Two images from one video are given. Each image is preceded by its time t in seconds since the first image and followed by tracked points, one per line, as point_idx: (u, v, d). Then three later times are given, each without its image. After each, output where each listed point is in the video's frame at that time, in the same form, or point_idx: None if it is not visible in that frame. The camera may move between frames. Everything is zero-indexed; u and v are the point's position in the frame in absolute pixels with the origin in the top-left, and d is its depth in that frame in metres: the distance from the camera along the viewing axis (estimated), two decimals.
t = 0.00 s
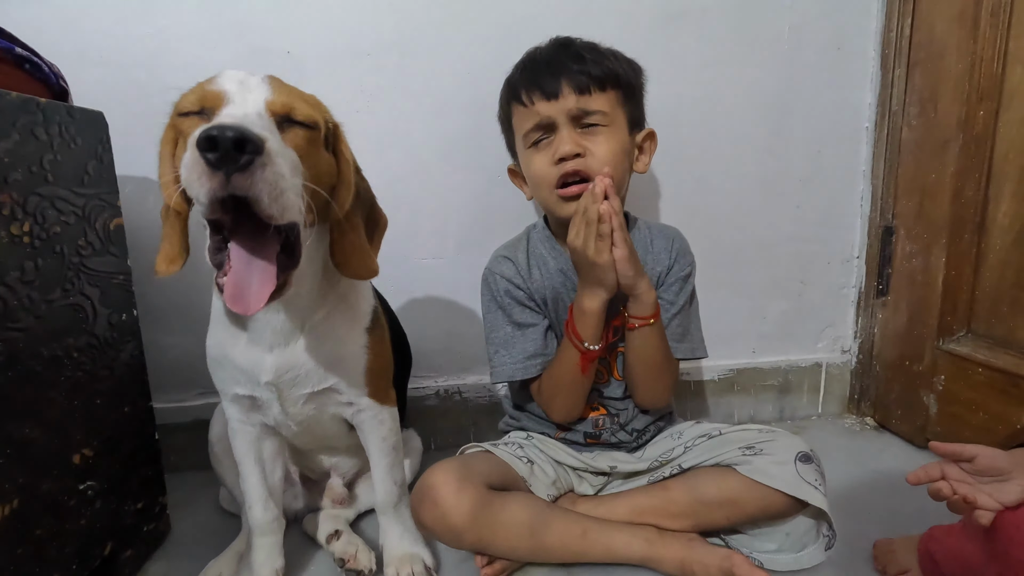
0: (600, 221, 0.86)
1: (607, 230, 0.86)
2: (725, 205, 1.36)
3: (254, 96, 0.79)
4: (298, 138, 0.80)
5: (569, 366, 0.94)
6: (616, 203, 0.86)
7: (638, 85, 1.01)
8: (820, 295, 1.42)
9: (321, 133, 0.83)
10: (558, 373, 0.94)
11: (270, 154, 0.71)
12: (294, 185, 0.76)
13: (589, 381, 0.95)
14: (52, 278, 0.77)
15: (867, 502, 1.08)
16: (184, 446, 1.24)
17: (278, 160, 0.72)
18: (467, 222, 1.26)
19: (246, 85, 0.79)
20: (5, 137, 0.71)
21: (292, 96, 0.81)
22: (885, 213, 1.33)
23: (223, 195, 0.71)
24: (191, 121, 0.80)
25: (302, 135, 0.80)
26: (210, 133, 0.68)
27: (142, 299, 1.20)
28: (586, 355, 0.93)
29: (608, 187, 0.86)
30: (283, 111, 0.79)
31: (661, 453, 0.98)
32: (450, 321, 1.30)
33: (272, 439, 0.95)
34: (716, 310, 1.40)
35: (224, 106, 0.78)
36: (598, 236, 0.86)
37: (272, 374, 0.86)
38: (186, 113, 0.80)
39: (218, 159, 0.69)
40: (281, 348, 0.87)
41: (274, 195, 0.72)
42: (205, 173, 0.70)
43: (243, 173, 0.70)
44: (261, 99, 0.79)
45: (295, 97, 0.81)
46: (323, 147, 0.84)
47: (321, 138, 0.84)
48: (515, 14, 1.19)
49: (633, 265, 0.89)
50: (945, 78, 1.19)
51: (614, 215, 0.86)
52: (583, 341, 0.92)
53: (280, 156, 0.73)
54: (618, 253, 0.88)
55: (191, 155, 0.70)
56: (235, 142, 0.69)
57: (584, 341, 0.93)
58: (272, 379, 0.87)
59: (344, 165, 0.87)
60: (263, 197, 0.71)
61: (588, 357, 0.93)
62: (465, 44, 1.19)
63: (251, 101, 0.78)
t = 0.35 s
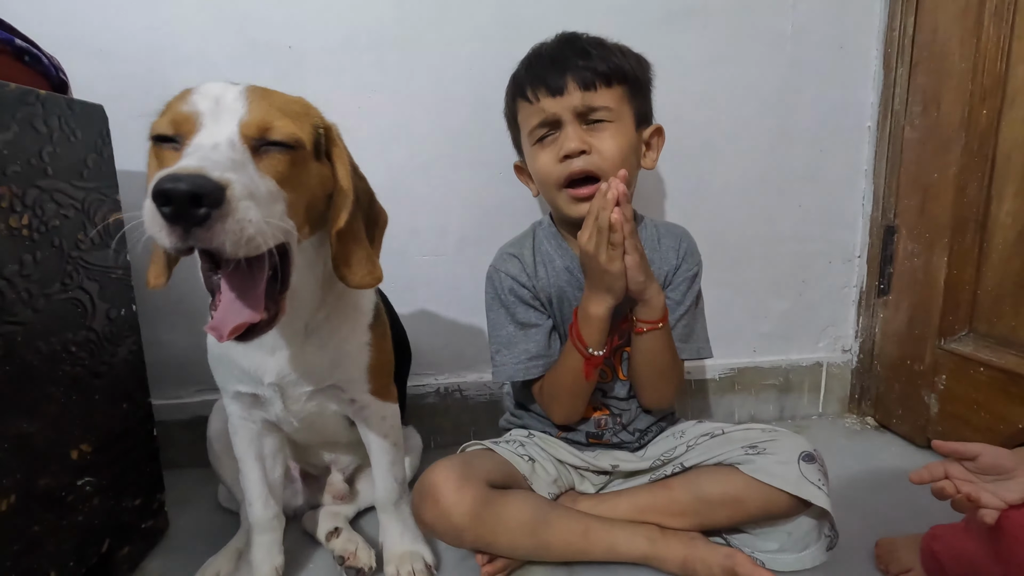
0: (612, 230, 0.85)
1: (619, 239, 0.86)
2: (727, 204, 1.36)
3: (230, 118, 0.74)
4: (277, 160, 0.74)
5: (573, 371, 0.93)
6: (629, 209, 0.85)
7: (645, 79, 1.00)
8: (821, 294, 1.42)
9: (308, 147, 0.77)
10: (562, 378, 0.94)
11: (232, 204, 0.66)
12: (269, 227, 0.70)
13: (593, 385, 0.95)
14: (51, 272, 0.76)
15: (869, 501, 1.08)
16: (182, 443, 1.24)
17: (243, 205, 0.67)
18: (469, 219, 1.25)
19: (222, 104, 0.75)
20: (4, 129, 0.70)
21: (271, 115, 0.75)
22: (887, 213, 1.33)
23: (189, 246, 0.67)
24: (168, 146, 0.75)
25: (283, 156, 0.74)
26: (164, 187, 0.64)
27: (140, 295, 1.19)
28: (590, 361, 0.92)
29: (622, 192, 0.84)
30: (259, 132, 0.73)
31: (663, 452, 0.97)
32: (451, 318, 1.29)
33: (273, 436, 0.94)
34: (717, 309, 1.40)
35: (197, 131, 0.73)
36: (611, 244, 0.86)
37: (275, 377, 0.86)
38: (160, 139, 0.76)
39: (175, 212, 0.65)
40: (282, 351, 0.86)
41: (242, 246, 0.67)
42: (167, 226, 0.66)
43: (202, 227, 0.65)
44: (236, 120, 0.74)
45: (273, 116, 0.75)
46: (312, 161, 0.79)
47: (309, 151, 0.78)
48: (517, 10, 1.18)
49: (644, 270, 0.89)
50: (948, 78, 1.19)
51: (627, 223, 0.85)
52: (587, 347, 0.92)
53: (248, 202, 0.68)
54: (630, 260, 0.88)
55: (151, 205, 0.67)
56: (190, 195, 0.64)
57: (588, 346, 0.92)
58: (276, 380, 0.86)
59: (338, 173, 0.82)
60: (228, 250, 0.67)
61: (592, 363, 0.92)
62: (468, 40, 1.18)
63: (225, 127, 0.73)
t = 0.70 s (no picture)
0: (599, 214, 0.84)
1: (605, 223, 0.84)
2: (719, 199, 1.34)
3: (153, 143, 0.66)
4: (214, 188, 0.67)
5: (558, 358, 0.92)
6: (614, 193, 0.83)
7: (640, 64, 0.98)
8: (814, 291, 1.40)
9: (253, 162, 0.70)
10: (546, 366, 0.92)
11: (142, 258, 0.61)
12: (196, 262, 0.65)
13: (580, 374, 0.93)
14: (19, 264, 0.74)
15: (862, 500, 1.06)
16: (163, 442, 1.21)
17: (157, 253, 0.62)
18: (457, 214, 1.23)
19: (147, 125, 0.67)
20: None
21: (201, 135, 0.67)
22: (880, 209, 1.32)
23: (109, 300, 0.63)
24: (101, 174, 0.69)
25: (220, 180, 0.67)
26: (59, 250, 0.58)
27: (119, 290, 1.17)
28: (577, 348, 0.91)
29: (608, 176, 0.82)
30: (187, 161, 0.66)
31: (654, 451, 0.95)
32: (438, 315, 1.27)
33: (252, 435, 0.92)
34: (709, 306, 1.38)
35: (121, 161, 0.66)
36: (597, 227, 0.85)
37: (254, 377, 0.84)
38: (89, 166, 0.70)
39: (79, 274, 0.60)
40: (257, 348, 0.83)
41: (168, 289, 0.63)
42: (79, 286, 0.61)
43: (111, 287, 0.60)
44: (161, 145, 0.66)
45: (203, 139, 0.67)
46: (262, 174, 0.72)
47: (256, 166, 0.71)
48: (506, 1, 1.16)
49: (631, 256, 0.88)
50: (942, 72, 1.18)
51: (613, 207, 0.84)
52: (574, 334, 0.90)
53: (163, 246, 0.62)
54: (617, 245, 0.86)
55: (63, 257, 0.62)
56: (89, 257, 0.58)
57: (575, 333, 0.91)
58: (255, 381, 0.84)
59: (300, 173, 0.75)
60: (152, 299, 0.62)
61: (578, 349, 0.91)
62: (455, 31, 1.16)
63: (148, 159, 0.66)
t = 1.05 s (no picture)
0: (625, 183, 0.82)
1: (631, 192, 0.82)
2: (736, 193, 1.31)
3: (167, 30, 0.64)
4: (226, 80, 0.65)
5: (580, 338, 0.89)
6: (642, 161, 0.81)
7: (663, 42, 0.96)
8: (831, 287, 1.38)
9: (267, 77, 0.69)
10: (568, 346, 0.89)
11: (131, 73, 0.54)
12: (185, 117, 0.59)
13: (602, 353, 0.91)
14: (26, 249, 0.71)
15: (887, 499, 1.04)
16: (169, 438, 1.18)
17: (144, 78, 0.56)
18: (470, 206, 1.20)
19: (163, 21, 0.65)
20: None
21: (218, 32, 0.66)
22: (899, 203, 1.29)
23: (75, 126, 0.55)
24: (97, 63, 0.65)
25: (233, 78, 0.65)
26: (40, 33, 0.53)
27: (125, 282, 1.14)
28: (599, 326, 0.89)
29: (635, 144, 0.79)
30: (203, 45, 0.64)
31: (677, 449, 0.92)
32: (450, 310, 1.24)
33: (261, 429, 0.89)
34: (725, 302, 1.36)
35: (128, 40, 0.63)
36: (621, 197, 0.83)
37: (265, 361, 0.80)
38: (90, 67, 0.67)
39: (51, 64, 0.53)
40: (270, 334, 0.80)
41: (144, 120, 0.55)
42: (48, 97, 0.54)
43: (82, 87, 0.53)
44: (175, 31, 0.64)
45: (221, 35, 0.66)
46: (275, 98, 0.70)
47: (270, 84, 0.69)
48: None
49: (654, 229, 0.86)
50: (965, 63, 1.15)
51: (640, 177, 0.82)
52: (596, 311, 0.88)
53: (151, 78, 0.56)
54: (640, 216, 0.85)
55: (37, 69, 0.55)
56: (69, 44, 0.52)
57: (597, 310, 0.88)
58: (265, 365, 0.81)
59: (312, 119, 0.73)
60: (123, 124, 0.54)
61: (600, 327, 0.89)
62: (468, 19, 1.13)
63: (160, 35, 0.63)
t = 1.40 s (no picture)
0: (617, 198, 0.81)
1: (622, 210, 0.81)
2: (738, 208, 1.31)
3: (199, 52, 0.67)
4: (249, 101, 0.67)
5: (575, 355, 0.87)
6: (637, 177, 0.80)
7: (673, 63, 0.95)
8: (834, 302, 1.37)
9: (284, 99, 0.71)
10: (563, 364, 0.88)
11: (181, 106, 0.58)
12: (224, 143, 0.61)
13: (598, 371, 0.89)
14: (19, 273, 0.69)
15: (894, 520, 1.02)
16: (164, 458, 1.16)
17: (192, 107, 0.58)
18: (471, 222, 1.19)
19: (193, 41, 0.68)
20: None
21: (244, 55, 0.69)
22: (902, 218, 1.29)
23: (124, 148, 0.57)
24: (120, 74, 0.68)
25: (250, 98, 0.67)
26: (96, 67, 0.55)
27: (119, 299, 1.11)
28: (594, 342, 0.87)
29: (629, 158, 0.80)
30: (231, 67, 0.67)
31: (684, 471, 0.91)
32: (451, 326, 1.23)
33: (260, 454, 0.87)
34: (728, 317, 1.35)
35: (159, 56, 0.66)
36: (613, 214, 0.81)
37: (263, 387, 0.79)
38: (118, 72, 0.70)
39: (105, 97, 0.56)
40: (271, 357, 0.79)
41: (187, 149, 0.58)
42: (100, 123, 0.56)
43: (136, 117, 0.56)
44: (205, 54, 0.67)
45: (247, 58, 0.69)
46: (289, 120, 0.72)
47: (287, 106, 0.71)
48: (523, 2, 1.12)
49: (648, 248, 0.84)
50: (968, 79, 1.15)
51: (635, 193, 0.80)
52: (591, 327, 0.87)
53: (197, 107, 0.59)
54: (633, 233, 0.83)
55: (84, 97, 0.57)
56: (125, 79, 0.55)
57: (593, 326, 0.87)
58: (264, 391, 0.79)
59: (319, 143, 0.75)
60: (171, 155, 0.57)
61: (596, 344, 0.87)
62: (470, 32, 1.12)
63: (193, 56, 0.66)
